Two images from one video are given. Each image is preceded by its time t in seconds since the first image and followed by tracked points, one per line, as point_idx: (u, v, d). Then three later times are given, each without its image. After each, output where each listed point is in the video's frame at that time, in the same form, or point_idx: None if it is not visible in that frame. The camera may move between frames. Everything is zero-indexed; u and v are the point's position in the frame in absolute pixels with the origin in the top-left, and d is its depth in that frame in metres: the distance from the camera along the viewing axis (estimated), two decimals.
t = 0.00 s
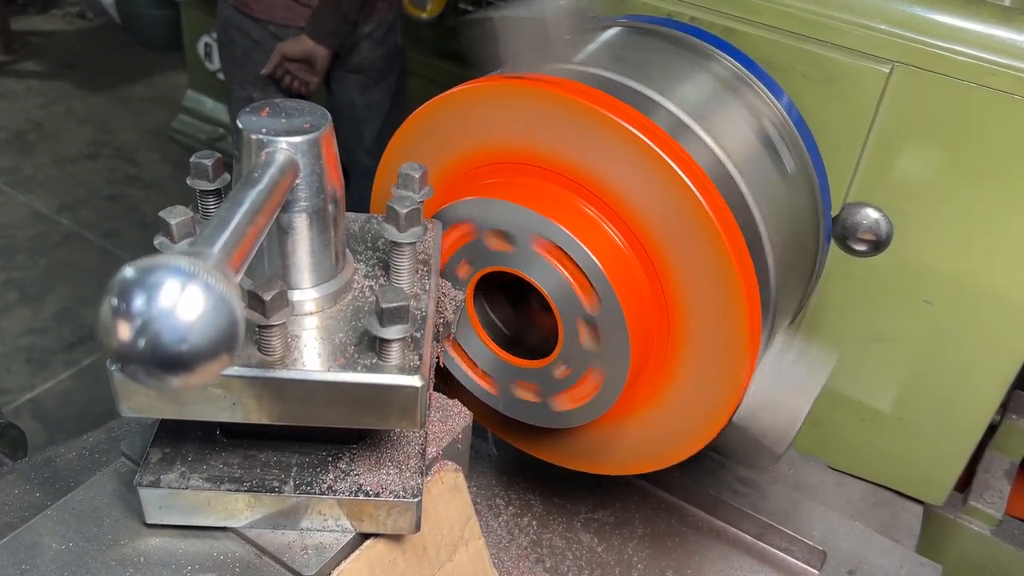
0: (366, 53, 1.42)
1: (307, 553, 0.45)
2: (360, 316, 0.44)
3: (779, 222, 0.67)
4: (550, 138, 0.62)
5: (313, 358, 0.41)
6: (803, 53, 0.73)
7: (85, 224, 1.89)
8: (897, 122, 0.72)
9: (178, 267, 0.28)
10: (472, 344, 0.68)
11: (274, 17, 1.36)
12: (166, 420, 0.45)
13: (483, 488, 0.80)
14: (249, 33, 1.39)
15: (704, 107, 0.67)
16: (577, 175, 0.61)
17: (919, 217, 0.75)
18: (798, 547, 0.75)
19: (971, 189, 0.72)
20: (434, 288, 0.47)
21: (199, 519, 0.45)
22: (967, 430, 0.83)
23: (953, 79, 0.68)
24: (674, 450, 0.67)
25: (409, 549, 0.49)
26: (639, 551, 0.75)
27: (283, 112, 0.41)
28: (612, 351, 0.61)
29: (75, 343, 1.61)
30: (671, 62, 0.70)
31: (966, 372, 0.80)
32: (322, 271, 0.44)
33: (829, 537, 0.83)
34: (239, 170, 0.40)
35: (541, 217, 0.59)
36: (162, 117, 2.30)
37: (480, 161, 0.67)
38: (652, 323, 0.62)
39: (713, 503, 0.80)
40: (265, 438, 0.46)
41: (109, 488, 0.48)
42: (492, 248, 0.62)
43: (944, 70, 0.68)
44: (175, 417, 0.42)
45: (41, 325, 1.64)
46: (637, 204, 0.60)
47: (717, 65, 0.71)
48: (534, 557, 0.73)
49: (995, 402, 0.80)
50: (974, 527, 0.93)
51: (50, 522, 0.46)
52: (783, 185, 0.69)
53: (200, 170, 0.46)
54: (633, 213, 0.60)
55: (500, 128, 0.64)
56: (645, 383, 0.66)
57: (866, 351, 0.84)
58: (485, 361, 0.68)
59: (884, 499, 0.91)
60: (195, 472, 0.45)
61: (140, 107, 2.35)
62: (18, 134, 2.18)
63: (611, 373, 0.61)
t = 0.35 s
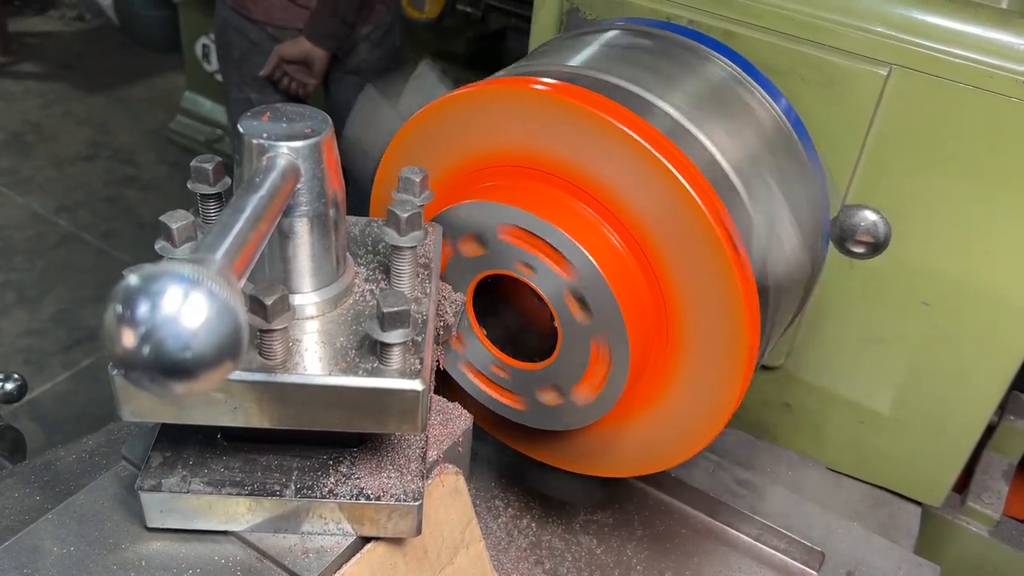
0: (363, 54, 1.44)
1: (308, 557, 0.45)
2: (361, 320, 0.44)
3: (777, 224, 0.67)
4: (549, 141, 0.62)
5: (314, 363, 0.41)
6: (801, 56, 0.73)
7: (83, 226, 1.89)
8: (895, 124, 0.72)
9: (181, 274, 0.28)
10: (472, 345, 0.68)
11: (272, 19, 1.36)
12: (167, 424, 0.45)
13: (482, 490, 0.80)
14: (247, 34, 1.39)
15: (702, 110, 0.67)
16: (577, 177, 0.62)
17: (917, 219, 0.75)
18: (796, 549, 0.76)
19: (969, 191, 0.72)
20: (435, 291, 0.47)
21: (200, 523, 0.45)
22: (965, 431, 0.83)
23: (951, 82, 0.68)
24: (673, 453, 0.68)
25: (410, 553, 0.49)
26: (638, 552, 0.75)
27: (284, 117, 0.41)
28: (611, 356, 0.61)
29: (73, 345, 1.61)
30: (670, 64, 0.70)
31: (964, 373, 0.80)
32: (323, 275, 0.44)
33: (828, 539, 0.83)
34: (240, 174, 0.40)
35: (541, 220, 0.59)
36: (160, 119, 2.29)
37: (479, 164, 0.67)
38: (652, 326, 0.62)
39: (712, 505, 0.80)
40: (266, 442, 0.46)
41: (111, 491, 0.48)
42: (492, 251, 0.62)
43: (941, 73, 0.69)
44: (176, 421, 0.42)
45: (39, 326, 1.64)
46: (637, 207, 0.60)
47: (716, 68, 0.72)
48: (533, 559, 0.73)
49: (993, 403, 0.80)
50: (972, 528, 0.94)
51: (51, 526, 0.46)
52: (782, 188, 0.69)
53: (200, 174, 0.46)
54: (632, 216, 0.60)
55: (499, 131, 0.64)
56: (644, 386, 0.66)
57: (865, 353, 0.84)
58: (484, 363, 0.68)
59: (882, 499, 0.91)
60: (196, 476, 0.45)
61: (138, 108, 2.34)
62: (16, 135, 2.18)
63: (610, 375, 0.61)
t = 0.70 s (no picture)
0: (363, 55, 1.42)
1: (309, 558, 0.45)
2: (361, 322, 0.44)
3: (776, 225, 0.67)
4: (549, 142, 0.62)
5: (314, 365, 0.41)
6: (799, 57, 0.73)
7: (82, 227, 1.89)
8: (892, 125, 0.72)
9: (184, 277, 0.28)
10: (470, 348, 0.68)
11: (271, 20, 1.36)
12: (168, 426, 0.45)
13: (482, 491, 0.80)
14: (246, 35, 1.39)
15: (701, 112, 0.67)
16: (576, 179, 0.62)
17: (915, 220, 0.75)
18: (795, 549, 0.76)
19: (967, 190, 0.72)
20: (435, 293, 0.47)
21: (201, 525, 0.45)
22: (963, 430, 0.83)
23: (949, 83, 0.69)
24: (672, 454, 0.68)
25: (411, 555, 0.49)
26: (637, 553, 0.75)
27: (285, 119, 0.41)
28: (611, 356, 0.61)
29: (72, 346, 1.61)
30: (669, 66, 0.70)
31: (962, 373, 0.80)
32: (323, 277, 0.44)
33: (827, 539, 0.83)
34: (241, 176, 0.40)
35: (540, 221, 0.59)
36: (158, 120, 2.29)
37: (478, 165, 0.67)
38: (651, 327, 0.62)
39: (711, 505, 0.80)
40: (267, 444, 0.46)
41: (111, 493, 0.48)
42: (491, 251, 0.62)
43: (939, 74, 0.69)
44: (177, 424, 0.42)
45: (37, 328, 1.64)
46: (636, 208, 0.60)
47: (714, 69, 0.72)
48: (533, 560, 0.73)
49: (992, 402, 0.81)
50: (971, 528, 0.94)
51: (51, 529, 0.46)
52: (780, 189, 0.69)
53: (201, 176, 0.46)
54: (632, 217, 0.60)
55: (499, 132, 0.64)
56: (643, 387, 0.66)
57: (863, 354, 0.85)
58: (482, 363, 0.68)
59: (880, 500, 0.91)
60: (197, 478, 0.45)
61: (136, 109, 2.34)
62: (14, 137, 2.18)
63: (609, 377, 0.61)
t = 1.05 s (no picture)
0: (361, 58, 1.45)
1: (309, 563, 0.45)
2: (362, 327, 0.44)
3: (774, 230, 0.68)
4: (547, 147, 0.62)
5: (315, 370, 0.41)
6: (797, 61, 0.73)
7: (80, 230, 1.89)
8: (890, 129, 0.72)
9: (186, 285, 0.28)
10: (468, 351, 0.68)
11: (270, 23, 1.36)
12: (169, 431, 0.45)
13: (481, 495, 0.80)
14: (244, 37, 1.39)
15: (699, 116, 0.67)
16: (574, 184, 0.62)
17: (912, 224, 0.76)
18: (794, 552, 0.76)
19: (964, 194, 0.72)
20: (435, 298, 0.47)
21: (201, 530, 0.45)
22: (961, 434, 0.83)
23: (945, 87, 0.69)
24: (671, 457, 0.68)
25: (411, 559, 0.49)
26: (636, 556, 0.76)
27: (285, 125, 0.41)
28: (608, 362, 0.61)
29: (70, 349, 1.61)
30: (667, 71, 0.71)
31: (959, 377, 0.81)
32: (324, 283, 0.44)
33: (825, 542, 0.83)
34: (241, 182, 0.40)
35: (538, 226, 0.59)
36: (157, 123, 2.30)
37: (477, 170, 0.67)
38: (650, 331, 0.62)
39: (710, 509, 0.80)
40: (266, 449, 0.46)
41: (112, 498, 0.48)
42: (491, 255, 0.62)
43: (936, 78, 0.69)
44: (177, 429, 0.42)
45: (35, 331, 1.64)
46: (634, 213, 0.60)
47: (712, 74, 0.72)
48: (531, 563, 0.73)
49: (989, 406, 0.81)
50: (969, 531, 0.94)
51: (51, 534, 0.46)
52: (778, 193, 0.69)
53: (201, 181, 0.46)
54: (630, 222, 0.61)
55: (497, 137, 0.64)
56: (641, 391, 0.66)
57: (861, 357, 0.85)
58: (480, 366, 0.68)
59: (879, 503, 0.91)
60: (197, 483, 0.45)
61: (134, 111, 2.34)
62: (13, 140, 2.18)
63: (608, 381, 0.61)
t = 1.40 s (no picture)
0: (361, 58, 1.44)
1: (312, 562, 0.45)
2: (366, 326, 0.44)
3: (776, 230, 0.68)
4: (550, 146, 0.62)
5: (319, 369, 0.41)
6: (799, 61, 0.73)
7: (79, 230, 1.88)
8: (892, 130, 0.72)
9: (195, 282, 0.28)
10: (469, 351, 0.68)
11: (269, 24, 1.36)
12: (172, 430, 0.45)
13: (482, 494, 0.80)
14: (244, 38, 1.38)
15: (701, 116, 0.67)
16: (576, 182, 0.62)
17: (913, 224, 0.76)
18: (794, 552, 0.76)
19: (965, 195, 0.72)
20: (439, 297, 0.47)
21: (204, 529, 0.45)
22: (961, 434, 0.83)
23: (947, 88, 0.69)
24: (673, 457, 0.68)
25: (414, 559, 0.49)
26: (637, 556, 0.75)
27: (290, 123, 0.41)
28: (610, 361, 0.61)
29: (69, 349, 1.61)
30: (669, 70, 0.71)
31: (960, 377, 0.81)
32: (328, 282, 0.44)
33: (826, 542, 0.83)
34: (246, 181, 0.40)
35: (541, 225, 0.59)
36: (156, 123, 2.29)
37: (479, 169, 0.67)
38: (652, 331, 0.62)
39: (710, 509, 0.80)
40: (270, 448, 0.46)
41: (115, 497, 0.48)
42: (493, 254, 0.62)
43: (937, 79, 0.69)
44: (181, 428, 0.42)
45: (34, 331, 1.64)
46: (637, 212, 0.60)
47: (715, 74, 0.72)
48: (532, 563, 0.73)
49: (991, 406, 0.81)
50: (969, 532, 0.94)
51: (54, 533, 0.45)
52: (780, 193, 0.69)
53: (205, 180, 0.46)
54: (632, 221, 0.61)
55: (499, 136, 0.64)
56: (644, 390, 0.66)
57: (862, 357, 0.85)
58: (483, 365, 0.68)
59: (879, 504, 0.91)
60: (201, 482, 0.45)
61: (134, 111, 2.34)
62: (12, 140, 2.18)
63: (609, 381, 0.61)
